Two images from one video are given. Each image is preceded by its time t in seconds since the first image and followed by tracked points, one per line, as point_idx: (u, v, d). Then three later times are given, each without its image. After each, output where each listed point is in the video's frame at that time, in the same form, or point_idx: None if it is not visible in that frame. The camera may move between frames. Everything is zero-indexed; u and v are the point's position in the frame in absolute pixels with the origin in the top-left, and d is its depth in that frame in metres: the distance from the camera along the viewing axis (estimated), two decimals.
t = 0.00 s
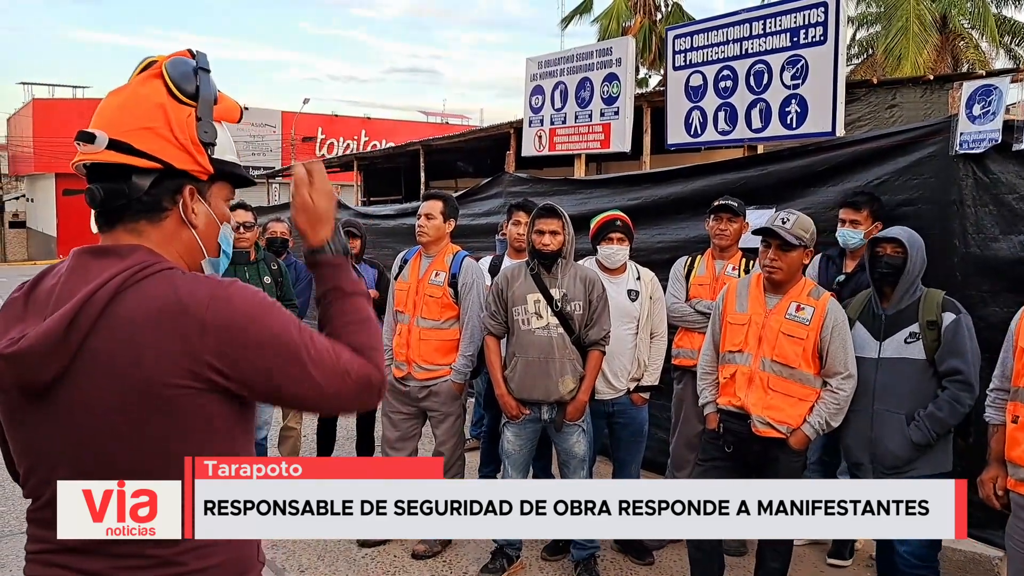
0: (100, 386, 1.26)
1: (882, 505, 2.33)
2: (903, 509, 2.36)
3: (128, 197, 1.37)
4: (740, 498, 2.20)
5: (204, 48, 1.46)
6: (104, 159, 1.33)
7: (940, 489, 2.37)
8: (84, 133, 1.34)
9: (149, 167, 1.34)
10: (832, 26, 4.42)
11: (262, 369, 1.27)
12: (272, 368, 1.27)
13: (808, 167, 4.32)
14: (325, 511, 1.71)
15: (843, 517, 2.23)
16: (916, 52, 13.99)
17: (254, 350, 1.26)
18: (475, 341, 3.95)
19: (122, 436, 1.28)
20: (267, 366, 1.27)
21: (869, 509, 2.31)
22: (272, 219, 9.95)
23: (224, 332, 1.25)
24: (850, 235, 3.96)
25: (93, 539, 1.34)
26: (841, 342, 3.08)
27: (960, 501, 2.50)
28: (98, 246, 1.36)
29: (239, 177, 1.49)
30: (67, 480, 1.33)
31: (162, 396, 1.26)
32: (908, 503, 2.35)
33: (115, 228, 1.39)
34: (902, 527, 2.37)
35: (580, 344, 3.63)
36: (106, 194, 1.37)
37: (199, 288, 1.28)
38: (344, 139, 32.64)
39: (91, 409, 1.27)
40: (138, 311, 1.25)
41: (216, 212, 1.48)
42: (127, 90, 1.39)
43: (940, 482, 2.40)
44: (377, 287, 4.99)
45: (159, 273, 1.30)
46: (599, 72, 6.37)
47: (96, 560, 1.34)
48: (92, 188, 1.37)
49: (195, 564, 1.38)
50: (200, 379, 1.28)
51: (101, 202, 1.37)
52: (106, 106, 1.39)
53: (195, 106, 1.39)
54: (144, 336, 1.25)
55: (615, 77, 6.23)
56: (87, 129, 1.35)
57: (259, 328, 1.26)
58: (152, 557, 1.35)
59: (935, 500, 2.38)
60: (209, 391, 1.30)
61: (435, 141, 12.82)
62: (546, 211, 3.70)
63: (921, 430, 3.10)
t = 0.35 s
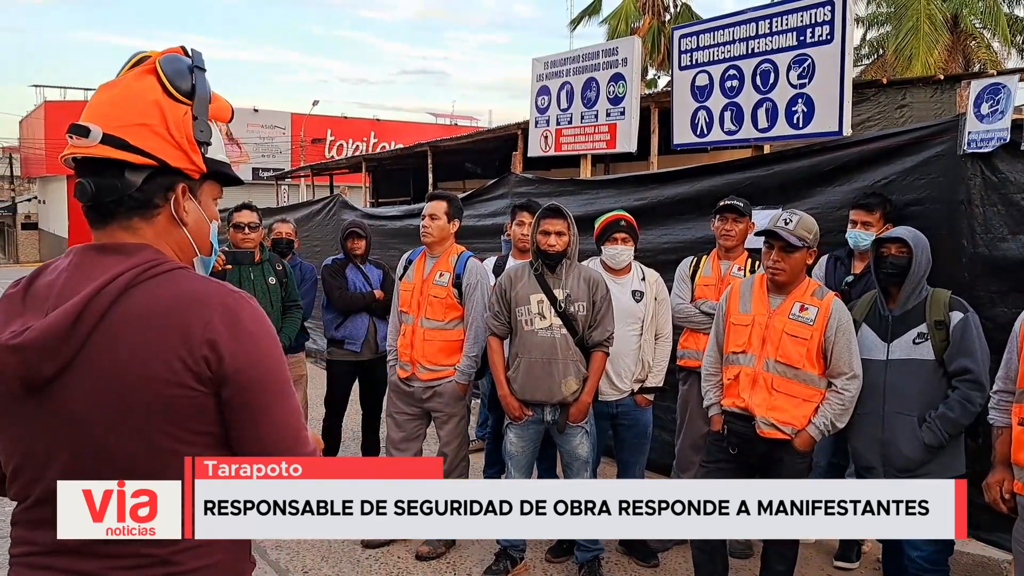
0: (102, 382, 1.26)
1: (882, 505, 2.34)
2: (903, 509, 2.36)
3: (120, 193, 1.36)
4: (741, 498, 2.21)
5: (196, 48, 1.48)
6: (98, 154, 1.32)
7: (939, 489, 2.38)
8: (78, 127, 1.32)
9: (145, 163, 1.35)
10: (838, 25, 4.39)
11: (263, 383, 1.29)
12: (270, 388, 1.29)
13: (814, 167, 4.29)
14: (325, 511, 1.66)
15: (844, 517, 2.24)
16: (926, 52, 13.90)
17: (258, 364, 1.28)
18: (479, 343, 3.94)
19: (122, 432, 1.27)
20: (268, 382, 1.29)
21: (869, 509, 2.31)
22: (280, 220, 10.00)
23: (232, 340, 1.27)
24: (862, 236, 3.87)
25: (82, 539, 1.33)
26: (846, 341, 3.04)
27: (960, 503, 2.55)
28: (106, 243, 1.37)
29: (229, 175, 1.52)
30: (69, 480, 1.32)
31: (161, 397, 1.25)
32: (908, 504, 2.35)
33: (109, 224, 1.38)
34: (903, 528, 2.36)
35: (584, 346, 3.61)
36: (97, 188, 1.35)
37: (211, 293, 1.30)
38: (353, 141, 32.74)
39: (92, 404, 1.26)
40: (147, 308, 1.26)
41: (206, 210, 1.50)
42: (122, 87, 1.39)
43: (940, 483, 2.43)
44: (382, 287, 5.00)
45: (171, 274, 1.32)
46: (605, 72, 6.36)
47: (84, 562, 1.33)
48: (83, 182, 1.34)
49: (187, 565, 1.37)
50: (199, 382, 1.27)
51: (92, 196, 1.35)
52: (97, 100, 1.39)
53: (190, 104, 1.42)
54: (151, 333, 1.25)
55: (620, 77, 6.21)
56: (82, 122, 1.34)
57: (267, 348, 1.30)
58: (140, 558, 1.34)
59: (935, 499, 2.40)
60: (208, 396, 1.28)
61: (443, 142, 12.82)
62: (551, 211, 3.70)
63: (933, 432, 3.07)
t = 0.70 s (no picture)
0: (59, 392, 1.23)
1: (881, 504, 2.31)
2: (903, 508, 2.33)
3: (66, 208, 1.34)
4: (740, 498, 2.16)
5: (111, 27, 1.36)
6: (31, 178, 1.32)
7: (938, 489, 2.37)
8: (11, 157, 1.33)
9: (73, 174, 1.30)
10: (849, 26, 4.34)
11: (220, 397, 1.25)
12: (226, 402, 1.25)
13: (824, 170, 4.23)
14: (326, 510, 1.63)
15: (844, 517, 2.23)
16: (942, 53, 13.76)
17: (216, 377, 1.25)
18: (484, 347, 3.91)
19: (81, 443, 1.25)
20: (225, 395, 1.25)
21: (869, 509, 2.28)
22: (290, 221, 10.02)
23: (190, 351, 1.23)
24: (871, 237, 3.80)
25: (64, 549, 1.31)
26: (857, 347, 2.99)
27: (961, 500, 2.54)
28: (72, 251, 1.35)
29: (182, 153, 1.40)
30: (70, 478, 1.28)
31: (115, 408, 1.22)
32: (908, 503, 2.32)
33: (72, 239, 1.36)
34: (902, 528, 2.34)
35: (589, 350, 3.58)
36: (47, 208, 1.36)
37: (172, 304, 1.26)
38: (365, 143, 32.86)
39: (49, 414, 1.24)
40: (105, 318, 1.23)
41: (166, 196, 1.41)
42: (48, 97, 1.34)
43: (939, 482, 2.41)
44: (389, 290, 4.99)
45: (134, 283, 1.29)
46: (613, 73, 6.32)
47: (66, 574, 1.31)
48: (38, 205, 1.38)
49: None
50: (154, 395, 1.23)
51: (57, 217, 1.36)
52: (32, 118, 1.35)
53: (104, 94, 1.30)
54: (106, 343, 1.22)
55: (629, 79, 6.17)
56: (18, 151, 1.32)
57: (226, 359, 1.26)
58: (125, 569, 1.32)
59: (935, 499, 2.37)
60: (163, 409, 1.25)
61: (453, 144, 12.81)
62: (556, 215, 3.67)
63: (944, 440, 3.02)
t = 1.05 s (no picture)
0: (5, 410, 1.20)
1: (882, 504, 2.16)
2: (903, 509, 2.19)
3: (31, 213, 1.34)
4: (740, 497, 2.03)
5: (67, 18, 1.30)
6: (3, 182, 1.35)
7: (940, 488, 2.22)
8: None
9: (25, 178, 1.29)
10: (866, 24, 4.26)
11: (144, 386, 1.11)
12: (155, 387, 1.11)
13: (841, 170, 4.15)
14: (325, 511, 1.62)
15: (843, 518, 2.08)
16: (956, 53, 13.58)
17: (135, 365, 1.11)
18: (495, 351, 3.87)
19: (24, 461, 1.21)
20: (149, 383, 1.11)
21: (870, 509, 2.13)
22: (301, 223, 10.01)
23: (98, 349, 1.12)
24: (892, 237, 3.74)
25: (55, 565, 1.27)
26: (878, 354, 2.91)
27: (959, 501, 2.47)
28: (36, 259, 1.34)
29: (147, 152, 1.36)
30: (69, 477, 1.20)
31: (49, 424, 1.17)
32: (908, 503, 2.17)
33: (51, 241, 1.35)
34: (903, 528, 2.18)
35: (601, 355, 3.53)
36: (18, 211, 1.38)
37: (90, 303, 1.16)
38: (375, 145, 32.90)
39: None
40: (34, 330, 1.18)
41: (132, 201, 1.38)
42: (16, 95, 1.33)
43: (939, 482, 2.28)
44: (399, 293, 4.94)
45: (65, 288, 1.21)
46: (625, 73, 6.25)
47: None
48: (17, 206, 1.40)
49: None
50: (82, 404, 1.16)
51: (35, 221, 1.34)
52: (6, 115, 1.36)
53: (52, 94, 1.27)
54: (34, 356, 1.16)
55: (641, 79, 6.10)
56: None
57: (143, 341, 1.11)
58: None
59: (935, 499, 2.23)
60: (98, 416, 1.17)
61: (464, 146, 12.76)
62: (567, 217, 3.62)
63: (959, 447, 2.93)
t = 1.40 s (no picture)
0: (7, 431, 1.15)
1: (882, 505, 1.98)
2: (902, 509, 2.01)
3: (61, 222, 1.26)
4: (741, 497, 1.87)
5: (105, 19, 1.25)
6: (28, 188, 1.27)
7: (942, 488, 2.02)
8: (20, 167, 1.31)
9: (55, 186, 1.22)
10: (880, 24, 4.19)
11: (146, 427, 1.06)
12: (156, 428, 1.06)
13: (854, 172, 4.08)
14: (324, 512, 1.41)
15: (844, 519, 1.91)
16: (963, 53, 13.48)
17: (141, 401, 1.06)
18: (503, 356, 3.81)
19: (25, 482, 1.15)
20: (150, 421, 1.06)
21: (869, 509, 1.96)
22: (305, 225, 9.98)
23: (102, 381, 1.06)
24: (903, 237, 3.68)
25: None
26: (897, 360, 2.84)
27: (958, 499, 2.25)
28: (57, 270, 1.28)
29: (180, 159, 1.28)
30: (68, 477, 1.13)
31: (48, 452, 1.11)
32: (908, 503, 1.99)
33: (75, 248, 1.27)
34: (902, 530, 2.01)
35: (611, 360, 3.46)
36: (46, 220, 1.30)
37: (97, 326, 1.11)
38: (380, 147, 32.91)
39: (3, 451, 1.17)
40: (38, 350, 1.12)
41: (166, 211, 1.30)
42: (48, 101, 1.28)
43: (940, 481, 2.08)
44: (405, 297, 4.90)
45: (76, 305, 1.16)
46: (633, 75, 6.19)
47: None
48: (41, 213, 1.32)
49: None
50: (82, 436, 1.10)
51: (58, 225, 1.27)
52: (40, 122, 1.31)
53: (86, 95, 1.20)
54: (34, 379, 1.11)
55: (649, 80, 6.04)
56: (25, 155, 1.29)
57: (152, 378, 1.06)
58: None
59: (936, 499, 2.04)
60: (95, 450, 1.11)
61: (470, 148, 12.72)
62: (577, 219, 3.55)
63: (980, 456, 2.83)
